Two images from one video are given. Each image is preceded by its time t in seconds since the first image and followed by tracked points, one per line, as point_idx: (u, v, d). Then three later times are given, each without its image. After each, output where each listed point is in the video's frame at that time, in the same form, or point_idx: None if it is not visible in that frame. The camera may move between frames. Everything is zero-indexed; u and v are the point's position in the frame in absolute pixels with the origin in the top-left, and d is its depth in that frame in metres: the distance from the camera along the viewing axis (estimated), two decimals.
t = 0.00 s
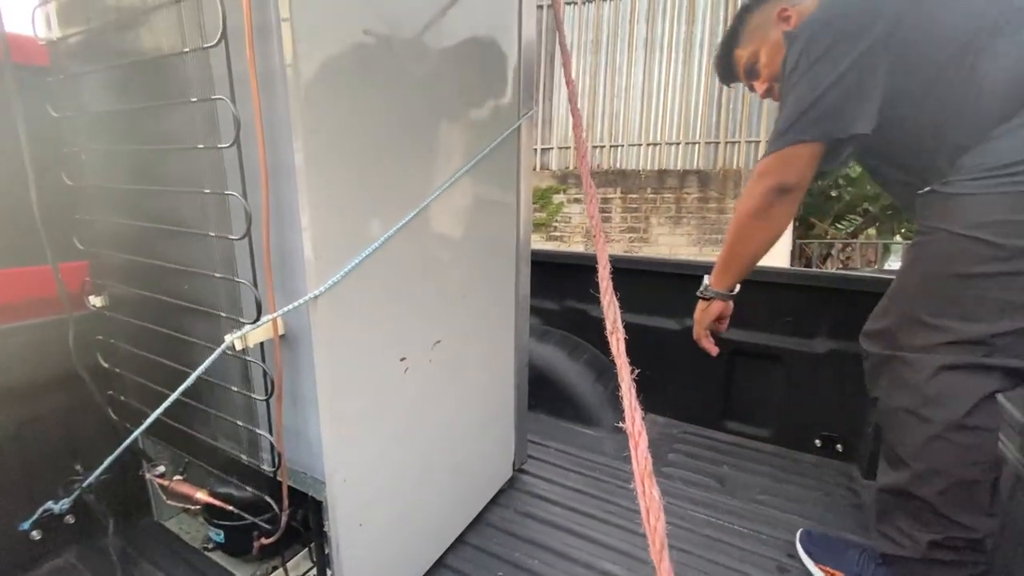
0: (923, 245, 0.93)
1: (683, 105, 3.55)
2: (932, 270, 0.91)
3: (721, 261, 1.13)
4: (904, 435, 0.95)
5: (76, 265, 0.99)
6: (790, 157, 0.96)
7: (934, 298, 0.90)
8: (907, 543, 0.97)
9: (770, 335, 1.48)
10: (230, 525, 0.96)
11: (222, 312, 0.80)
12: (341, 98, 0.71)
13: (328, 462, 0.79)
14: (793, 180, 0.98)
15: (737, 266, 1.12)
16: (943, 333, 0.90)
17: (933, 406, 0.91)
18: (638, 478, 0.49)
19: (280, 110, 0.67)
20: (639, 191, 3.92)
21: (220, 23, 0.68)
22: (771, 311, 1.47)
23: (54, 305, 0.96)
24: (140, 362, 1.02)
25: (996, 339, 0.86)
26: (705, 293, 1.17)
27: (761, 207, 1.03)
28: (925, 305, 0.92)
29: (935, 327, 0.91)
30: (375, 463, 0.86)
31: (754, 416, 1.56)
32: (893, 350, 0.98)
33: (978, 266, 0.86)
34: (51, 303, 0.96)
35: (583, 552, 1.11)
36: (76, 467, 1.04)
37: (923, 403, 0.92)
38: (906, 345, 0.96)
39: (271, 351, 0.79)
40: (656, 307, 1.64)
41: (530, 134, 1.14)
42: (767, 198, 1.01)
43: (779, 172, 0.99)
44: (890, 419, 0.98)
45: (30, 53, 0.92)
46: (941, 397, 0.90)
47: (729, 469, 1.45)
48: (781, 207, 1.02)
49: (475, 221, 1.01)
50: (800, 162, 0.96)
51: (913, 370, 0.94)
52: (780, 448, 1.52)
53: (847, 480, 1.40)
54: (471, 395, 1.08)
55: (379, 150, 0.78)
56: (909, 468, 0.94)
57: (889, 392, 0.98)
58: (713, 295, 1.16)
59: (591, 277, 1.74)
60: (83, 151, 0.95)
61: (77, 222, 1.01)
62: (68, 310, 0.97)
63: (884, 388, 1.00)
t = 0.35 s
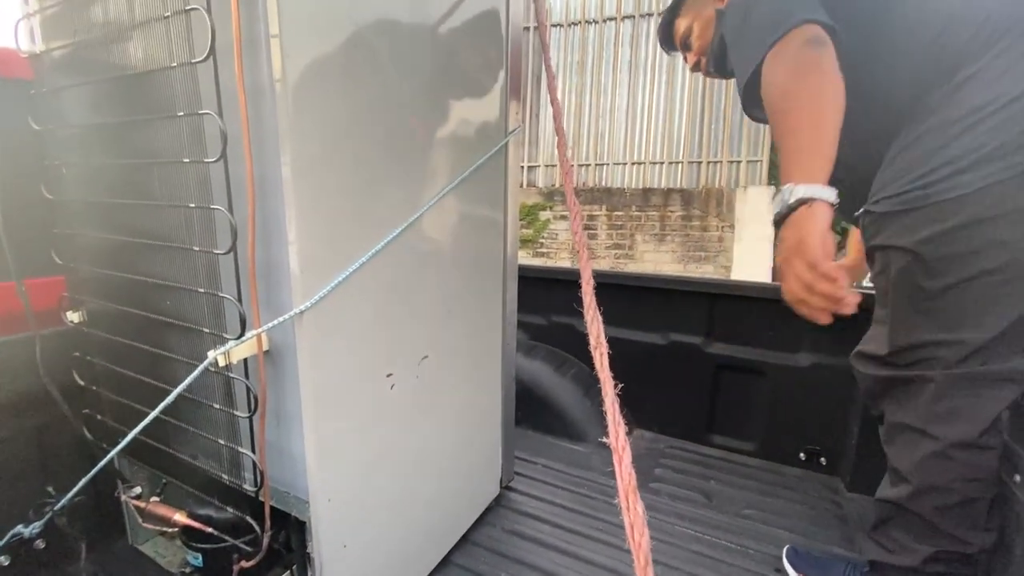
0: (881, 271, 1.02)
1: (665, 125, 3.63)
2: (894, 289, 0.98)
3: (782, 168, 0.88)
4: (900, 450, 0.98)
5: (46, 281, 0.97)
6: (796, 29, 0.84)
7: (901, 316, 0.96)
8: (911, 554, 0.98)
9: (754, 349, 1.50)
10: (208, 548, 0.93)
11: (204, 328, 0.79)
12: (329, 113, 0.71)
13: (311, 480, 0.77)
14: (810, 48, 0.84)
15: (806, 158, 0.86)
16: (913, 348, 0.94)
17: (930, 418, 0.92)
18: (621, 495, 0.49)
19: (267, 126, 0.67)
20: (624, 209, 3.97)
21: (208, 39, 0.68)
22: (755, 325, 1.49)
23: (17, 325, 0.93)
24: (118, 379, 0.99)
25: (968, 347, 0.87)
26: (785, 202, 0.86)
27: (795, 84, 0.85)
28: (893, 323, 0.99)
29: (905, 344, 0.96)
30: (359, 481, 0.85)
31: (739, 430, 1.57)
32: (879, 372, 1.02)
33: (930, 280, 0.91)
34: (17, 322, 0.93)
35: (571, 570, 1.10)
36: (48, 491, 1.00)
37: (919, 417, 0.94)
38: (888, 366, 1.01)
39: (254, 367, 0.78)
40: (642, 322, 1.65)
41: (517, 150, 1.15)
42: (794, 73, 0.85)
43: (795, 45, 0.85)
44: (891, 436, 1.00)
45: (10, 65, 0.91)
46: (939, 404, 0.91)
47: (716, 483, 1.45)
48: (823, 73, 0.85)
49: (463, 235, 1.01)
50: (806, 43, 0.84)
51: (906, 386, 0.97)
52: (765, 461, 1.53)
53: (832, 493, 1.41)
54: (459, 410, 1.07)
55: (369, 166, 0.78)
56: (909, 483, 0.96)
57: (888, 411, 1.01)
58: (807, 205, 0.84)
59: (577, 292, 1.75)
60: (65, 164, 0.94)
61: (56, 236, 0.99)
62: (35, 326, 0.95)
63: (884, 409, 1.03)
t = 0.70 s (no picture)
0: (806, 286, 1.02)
1: (653, 138, 3.67)
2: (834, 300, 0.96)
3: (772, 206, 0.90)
4: (864, 461, 0.94)
5: (30, 293, 0.95)
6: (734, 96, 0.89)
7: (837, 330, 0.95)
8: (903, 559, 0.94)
9: (742, 361, 1.51)
10: (188, 570, 0.91)
11: (186, 344, 0.77)
12: (316, 127, 0.71)
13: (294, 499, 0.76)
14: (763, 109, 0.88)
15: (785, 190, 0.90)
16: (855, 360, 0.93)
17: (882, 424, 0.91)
18: (609, 516, 0.49)
19: (253, 141, 0.67)
20: (612, 220, 4.00)
21: (193, 53, 0.67)
22: (742, 337, 1.50)
23: None
24: (97, 396, 0.97)
25: (915, 350, 0.85)
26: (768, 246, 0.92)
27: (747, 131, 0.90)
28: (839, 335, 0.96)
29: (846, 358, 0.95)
30: (346, 499, 0.84)
31: (728, 442, 1.57)
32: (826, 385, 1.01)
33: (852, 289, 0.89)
34: None
35: None
36: (22, 511, 0.96)
37: (877, 428, 0.90)
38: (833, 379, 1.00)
39: (237, 385, 0.77)
40: (631, 334, 1.65)
41: (506, 163, 1.15)
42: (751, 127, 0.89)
43: (740, 108, 0.89)
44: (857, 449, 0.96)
45: None
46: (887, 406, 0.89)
47: (705, 496, 1.45)
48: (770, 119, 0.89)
49: (452, 249, 1.01)
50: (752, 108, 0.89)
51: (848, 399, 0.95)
52: (754, 474, 1.53)
53: (820, 505, 1.41)
54: (447, 425, 1.06)
55: (356, 180, 0.78)
56: (886, 494, 0.92)
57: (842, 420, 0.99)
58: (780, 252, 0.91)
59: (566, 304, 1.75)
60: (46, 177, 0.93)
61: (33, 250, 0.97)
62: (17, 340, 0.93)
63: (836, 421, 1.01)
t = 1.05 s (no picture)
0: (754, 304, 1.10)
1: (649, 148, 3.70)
2: (772, 324, 1.07)
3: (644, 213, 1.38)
4: (827, 482, 1.05)
5: (19, 309, 0.92)
6: (670, 124, 1.15)
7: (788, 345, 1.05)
8: None
9: (740, 371, 1.50)
10: None
11: (176, 359, 0.76)
12: (310, 140, 0.71)
13: (286, 517, 0.75)
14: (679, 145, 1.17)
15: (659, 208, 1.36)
16: (806, 375, 1.04)
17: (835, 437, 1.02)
18: (607, 538, 0.48)
19: (245, 156, 0.67)
20: (609, 229, 4.01)
21: (186, 68, 0.67)
22: (739, 348, 1.50)
23: None
24: (86, 412, 0.96)
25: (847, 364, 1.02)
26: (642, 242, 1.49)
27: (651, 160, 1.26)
28: (782, 356, 1.07)
29: (797, 373, 1.05)
30: (338, 517, 0.82)
31: (726, 454, 1.56)
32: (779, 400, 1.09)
33: (807, 311, 1.01)
34: None
35: None
36: (10, 528, 0.94)
37: (841, 435, 1.02)
38: (783, 393, 1.09)
39: (228, 401, 0.76)
40: (627, 345, 1.65)
41: (501, 174, 1.15)
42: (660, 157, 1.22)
43: (660, 138, 1.20)
44: (817, 460, 1.05)
45: None
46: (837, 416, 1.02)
47: (704, 509, 1.44)
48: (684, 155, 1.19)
49: (448, 260, 1.00)
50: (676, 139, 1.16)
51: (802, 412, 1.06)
52: (753, 485, 1.52)
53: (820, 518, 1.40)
54: (441, 440, 1.05)
55: (349, 193, 0.77)
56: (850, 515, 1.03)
57: (798, 438, 1.08)
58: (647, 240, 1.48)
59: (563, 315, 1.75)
60: (38, 190, 0.92)
61: (26, 263, 0.96)
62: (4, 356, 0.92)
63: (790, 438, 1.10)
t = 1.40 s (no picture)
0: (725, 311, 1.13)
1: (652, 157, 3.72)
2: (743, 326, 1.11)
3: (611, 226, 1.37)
4: (823, 474, 1.08)
5: (25, 322, 0.96)
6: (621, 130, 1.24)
7: (764, 344, 1.09)
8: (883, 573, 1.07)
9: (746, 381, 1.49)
10: None
11: (182, 371, 0.77)
12: (315, 154, 0.72)
13: (290, 529, 0.74)
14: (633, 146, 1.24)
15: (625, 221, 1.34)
16: (782, 371, 1.09)
17: (821, 426, 1.07)
18: (614, 550, 0.48)
19: (252, 170, 0.68)
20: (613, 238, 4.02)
21: (194, 84, 0.68)
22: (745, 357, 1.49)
23: None
24: (92, 424, 0.97)
25: (815, 355, 1.09)
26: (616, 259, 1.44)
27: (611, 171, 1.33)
28: (755, 356, 1.11)
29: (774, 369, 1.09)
30: (342, 529, 0.82)
31: (733, 464, 1.55)
32: (762, 397, 1.12)
33: (775, 307, 1.07)
34: None
35: None
36: (15, 541, 0.96)
37: (820, 425, 1.07)
38: (764, 390, 1.12)
39: (233, 413, 0.76)
40: (632, 354, 1.65)
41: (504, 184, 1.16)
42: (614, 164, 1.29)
43: (615, 144, 1.27)
44: (801, 454, 1.09)
45: None
46: (815, 407, 1.07)
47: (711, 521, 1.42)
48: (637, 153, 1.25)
49: (453, 271, 1.01)
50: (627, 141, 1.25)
51: (783, 408, 1.09)
52: (760, 496, 1.51)
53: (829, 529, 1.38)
54: (446, 451, 1.04)
55: (353, 206, 0.78)
56: (851, 502, 1.07)
57: (786, 432, 1.10)
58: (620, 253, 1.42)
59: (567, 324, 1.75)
60: (47, 205, 0.93)
61: (34, 277, 0.98)
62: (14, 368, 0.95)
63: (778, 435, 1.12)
